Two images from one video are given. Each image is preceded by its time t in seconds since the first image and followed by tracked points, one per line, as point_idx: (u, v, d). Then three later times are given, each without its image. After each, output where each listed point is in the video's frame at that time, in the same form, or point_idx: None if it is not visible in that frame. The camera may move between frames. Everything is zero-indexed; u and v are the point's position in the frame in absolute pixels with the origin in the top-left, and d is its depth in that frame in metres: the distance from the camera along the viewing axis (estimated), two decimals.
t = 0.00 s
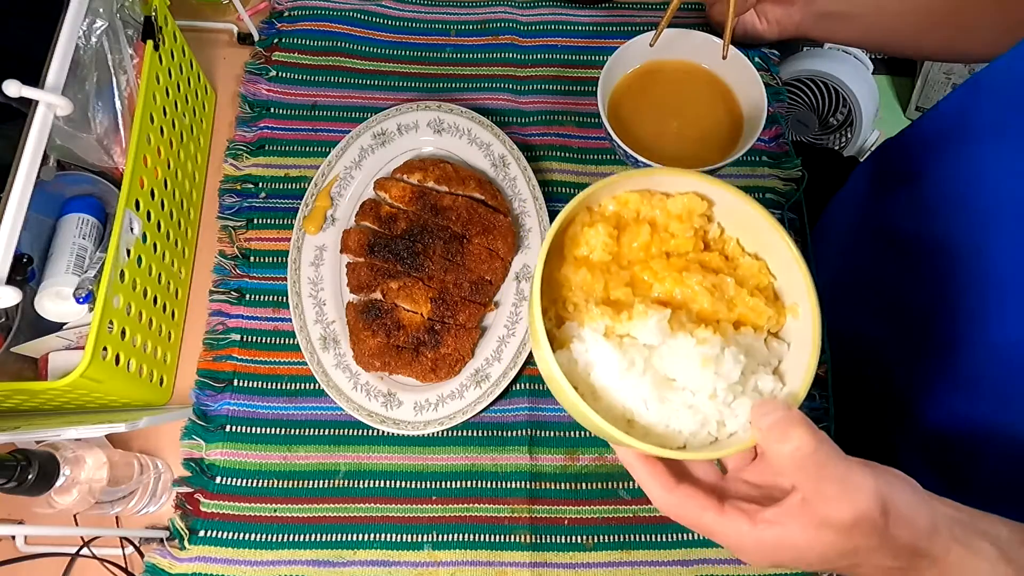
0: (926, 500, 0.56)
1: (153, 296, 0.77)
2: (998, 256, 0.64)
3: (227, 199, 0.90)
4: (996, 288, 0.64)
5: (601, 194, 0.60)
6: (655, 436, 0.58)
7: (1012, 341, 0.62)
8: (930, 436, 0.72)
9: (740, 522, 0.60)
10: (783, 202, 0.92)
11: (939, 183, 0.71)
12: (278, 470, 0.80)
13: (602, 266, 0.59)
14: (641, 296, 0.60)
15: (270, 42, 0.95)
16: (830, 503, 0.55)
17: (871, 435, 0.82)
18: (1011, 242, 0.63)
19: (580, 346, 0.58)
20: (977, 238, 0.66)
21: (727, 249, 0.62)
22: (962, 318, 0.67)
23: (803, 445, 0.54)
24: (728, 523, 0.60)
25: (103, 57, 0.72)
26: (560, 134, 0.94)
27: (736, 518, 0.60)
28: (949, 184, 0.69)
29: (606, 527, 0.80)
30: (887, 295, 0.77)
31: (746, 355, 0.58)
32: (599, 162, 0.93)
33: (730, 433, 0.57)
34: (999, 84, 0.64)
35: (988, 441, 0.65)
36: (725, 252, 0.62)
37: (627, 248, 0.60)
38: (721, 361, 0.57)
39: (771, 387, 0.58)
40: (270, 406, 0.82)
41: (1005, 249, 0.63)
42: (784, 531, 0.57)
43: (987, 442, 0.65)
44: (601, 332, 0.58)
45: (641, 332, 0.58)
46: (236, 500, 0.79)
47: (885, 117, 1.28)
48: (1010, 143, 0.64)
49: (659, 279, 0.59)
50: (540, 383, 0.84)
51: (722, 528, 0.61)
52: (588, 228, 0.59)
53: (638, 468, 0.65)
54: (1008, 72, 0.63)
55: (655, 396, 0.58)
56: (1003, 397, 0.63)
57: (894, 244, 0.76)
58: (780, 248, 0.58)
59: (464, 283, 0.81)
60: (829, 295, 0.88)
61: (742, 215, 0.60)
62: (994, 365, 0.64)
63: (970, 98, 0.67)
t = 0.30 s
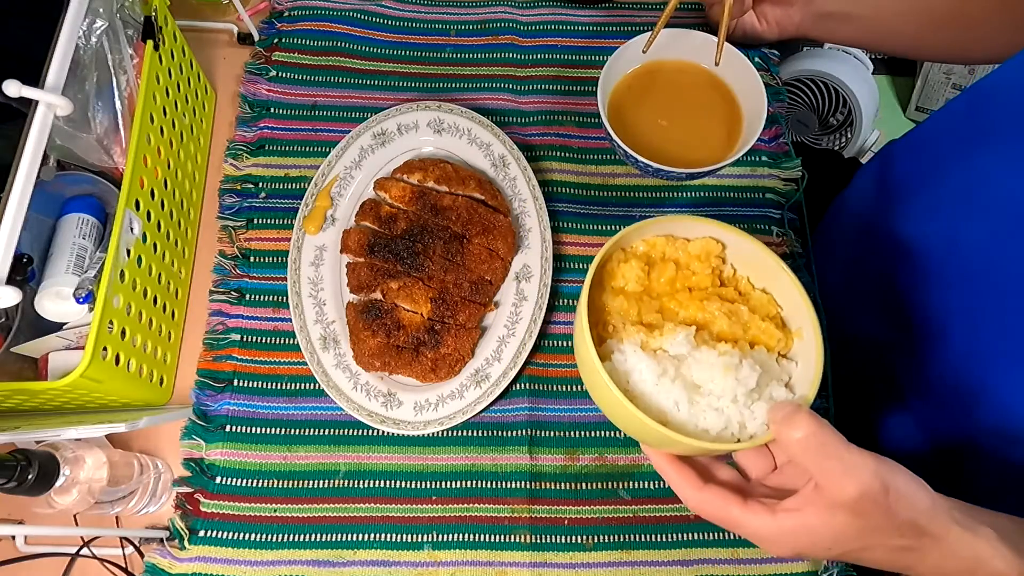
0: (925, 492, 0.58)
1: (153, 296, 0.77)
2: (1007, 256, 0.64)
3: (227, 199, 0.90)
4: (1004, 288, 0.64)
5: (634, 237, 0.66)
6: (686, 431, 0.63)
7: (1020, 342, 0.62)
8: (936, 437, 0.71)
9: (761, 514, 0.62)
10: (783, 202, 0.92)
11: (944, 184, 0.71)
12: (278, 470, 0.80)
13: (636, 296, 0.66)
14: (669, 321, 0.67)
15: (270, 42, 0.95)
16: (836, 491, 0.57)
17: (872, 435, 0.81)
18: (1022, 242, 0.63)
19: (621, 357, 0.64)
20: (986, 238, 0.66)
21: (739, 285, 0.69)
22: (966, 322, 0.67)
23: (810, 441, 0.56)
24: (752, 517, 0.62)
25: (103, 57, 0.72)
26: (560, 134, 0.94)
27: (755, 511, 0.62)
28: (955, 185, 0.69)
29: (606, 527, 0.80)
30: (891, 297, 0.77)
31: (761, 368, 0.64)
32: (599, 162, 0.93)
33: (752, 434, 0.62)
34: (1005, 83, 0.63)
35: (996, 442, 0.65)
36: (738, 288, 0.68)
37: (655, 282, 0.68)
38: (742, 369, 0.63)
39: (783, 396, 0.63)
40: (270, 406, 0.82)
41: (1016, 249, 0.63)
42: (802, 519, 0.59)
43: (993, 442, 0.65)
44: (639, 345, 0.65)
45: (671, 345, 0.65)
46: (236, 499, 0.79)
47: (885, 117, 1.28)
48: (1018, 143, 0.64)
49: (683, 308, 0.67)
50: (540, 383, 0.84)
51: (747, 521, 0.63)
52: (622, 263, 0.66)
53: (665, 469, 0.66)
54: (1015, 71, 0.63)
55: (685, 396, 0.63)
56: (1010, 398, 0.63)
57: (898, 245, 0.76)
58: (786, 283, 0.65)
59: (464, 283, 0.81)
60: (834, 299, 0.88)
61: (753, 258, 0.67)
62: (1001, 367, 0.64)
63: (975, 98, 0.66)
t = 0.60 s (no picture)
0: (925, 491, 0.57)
1: (153, 296, 0.77)
2: (1009, 256, 0.63)
3: (227, 199, 0.90)
4: (1005, 289, 0.63)
5: (646, 208, 0.66)
6: (679, 427, 0.65)
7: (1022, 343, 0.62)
8: (937, 440, 0.71)
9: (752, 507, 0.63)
10: (783, 203, 0.92)
11: (946, 183, 0.70)
12: (278, 470, 0.80)
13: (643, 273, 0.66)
14: (676, 301, 0.67)
15: (270, 42, 0.95)
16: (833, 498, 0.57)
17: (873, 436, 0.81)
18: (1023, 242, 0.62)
19: (616, 344, 0.66)
20: (987, 238, 0.66)
21: (761, 259, 0.69)
22: (965, 324, 0.67)
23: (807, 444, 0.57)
24: (741, 509, 0.64)
25: (103, 57, 0.72)
26: (560, 134, 0.94)
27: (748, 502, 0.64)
28: (956, 184, 0.69)
29: (606, 527, 0.80)
30: (892, 296, 0.76)
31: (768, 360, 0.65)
32: (599, 162, 0.93)
33: (748, 428, 0.63)
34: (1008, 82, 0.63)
35: (998, 444, 0.64)
36: (759, 263, 0.69)
37: (667, 256, 0.67)
38: (743, 365, 0.63)
39: (791, 390, 0.65)
40: (270, 406, 0.82)
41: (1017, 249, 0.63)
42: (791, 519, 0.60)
43: (998, 446, 0.64)
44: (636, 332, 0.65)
45: (672, 333, 0.65)
46: (236, 500, 0.79)
47: (885, 117, 1.28)
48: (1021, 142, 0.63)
49: (693, 287, 0.67)
50: (540, 383, 0.84)
51: (736, 512, 0.64)
52: (631, 237, 0.66)
53: (662, 454, 0.68)
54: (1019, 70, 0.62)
55: (681, 389, 0.64)
56: (1012, 400, 0.62)
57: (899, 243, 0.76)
58: (809, 263, 0.65)
59: (464, 283, 0.81)
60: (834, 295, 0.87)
61: (779, 232, 0.67)
62: (1003, 369, 0.63)
63: (979, 97, 0.66)
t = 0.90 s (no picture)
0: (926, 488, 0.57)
1: (153, 296, 0.77)
2: (1008, 255, 0.64)
3: (227, 199, 0.90)
4: (1006, 288, 0.63)
5: (628, 213, 0.66)
6: (670, 431, 0.64)
7: (1021, 342, 0.62)
8: (937, 441, 0.71)
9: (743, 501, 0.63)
10: (783, 203, 0.92)
11: (944, 184, 0.70)
12: (278, 470, 0.80)
13: (626, 278, 0.66)
14: (661, 304, 0.67)
15: (270, 42, 0.95)
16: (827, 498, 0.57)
17: (872, 435, 0.81)
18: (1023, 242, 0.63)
19: (604, 351, 0.65)
20: (986, 238, 0.66)
21: (741, 256, 0.68)
22: (963, 323, 0.68)
23: (798, 445, 0.56)
24: (733, 504, 0.64)
25: (103, 57, 0.72)
26: (560, 134, 0.94)
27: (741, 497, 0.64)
28: (954, 185, 0.69)
29: (606, 527, 0.80)
30: (889, 298, 0.76)
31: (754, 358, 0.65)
32: (599, 162, 0.93)
33: (738, 426, 0.63)
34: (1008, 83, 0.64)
35: (1000, 443, 0.64)
36: (739, 259, 0.68)
37: (650, 258, 0.67)
38: (731, 364, 0.64)
39: (777, 386, 0.65)
40: (270, 406, 0.82)
41: (1017, 248, 0.63)
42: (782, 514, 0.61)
43: (998, 445, 0.64)
44: (623, 339, 0.65)
45: (659, 338, 0.65)
46: (236, 500, 0.79)
47: (885, 117, 1.28)
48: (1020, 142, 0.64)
49: (676, 288, 0.67)
50: (540, 383, 0.84)
51: (728, 507, 0.64)
52: (614, 242, 0.66)
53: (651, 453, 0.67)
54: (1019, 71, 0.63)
55: (671, 393, 0.64)
56: (1011, 399, 0.62)
57: (896, 245, 0.76)
58: (789, 260, 0.64)
59: (464, 283, 0.81)
60: (832, 293, 0.87)
61: (757, 229, 0.66)
62: (1002, 368, 0.63)
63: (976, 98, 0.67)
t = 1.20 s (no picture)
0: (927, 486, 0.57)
1: (153, 296, 0.77)
2: (1009, 255, 0.64)
3: (227, 199, 0.90)
4: (1009, 286, 0.64)
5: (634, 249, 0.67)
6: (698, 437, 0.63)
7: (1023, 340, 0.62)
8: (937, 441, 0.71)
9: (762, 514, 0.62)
10: (783, 202, 0.92)
11: (941, 185, 0.70)
12: (277, 470, 0.80)
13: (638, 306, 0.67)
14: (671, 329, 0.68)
15: (270, 42, 0.95)
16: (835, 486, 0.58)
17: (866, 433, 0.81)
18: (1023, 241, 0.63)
19: (632, 361, 0.64)
20: (985, 239, 0.66)
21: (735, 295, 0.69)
22: (963, 321, 0.67)
23: (808, 434, 0.57)
24: (755, 518, 0.63)
25: (103, 57, 0.72)
26: (560, 134, 0.94)
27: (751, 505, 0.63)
28: (952, 186, 0.69)
29: (606, 527, 0.80)
30: (890, 300, 0.76)
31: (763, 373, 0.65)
32: (599, 161, 0.93)
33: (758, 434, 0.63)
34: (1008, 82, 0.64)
35: (1002, 439, 0.65)
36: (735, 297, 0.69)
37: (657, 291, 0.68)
38: (748, 373, 0.63)
39: (783, 399, 0.64)
40: (270, 406, 0.82)
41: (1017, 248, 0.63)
42: (802, 518, 0.60)
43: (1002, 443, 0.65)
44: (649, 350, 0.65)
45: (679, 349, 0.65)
46: (236, 500, 0.79)
47: (885, 117, 1.27)
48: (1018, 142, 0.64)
49: (683, 316, 0.68)
50: (540, 383, 0.84)
51: (751, 522, 0.63)
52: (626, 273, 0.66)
53: (671, 474, 0.67)
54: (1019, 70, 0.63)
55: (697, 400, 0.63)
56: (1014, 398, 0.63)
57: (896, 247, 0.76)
58: (779, 294, 0.65)
59: (464, 283, 0.81)
60: (834, 292, 0.87)
61: (749, 268, 0.67)
62: (1005, 367, 0.63)
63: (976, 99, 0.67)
